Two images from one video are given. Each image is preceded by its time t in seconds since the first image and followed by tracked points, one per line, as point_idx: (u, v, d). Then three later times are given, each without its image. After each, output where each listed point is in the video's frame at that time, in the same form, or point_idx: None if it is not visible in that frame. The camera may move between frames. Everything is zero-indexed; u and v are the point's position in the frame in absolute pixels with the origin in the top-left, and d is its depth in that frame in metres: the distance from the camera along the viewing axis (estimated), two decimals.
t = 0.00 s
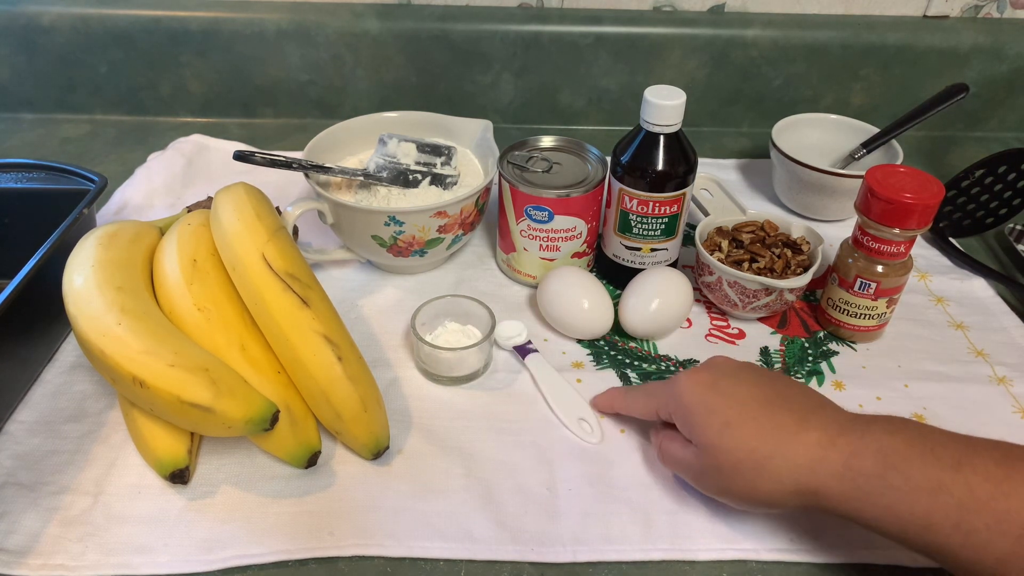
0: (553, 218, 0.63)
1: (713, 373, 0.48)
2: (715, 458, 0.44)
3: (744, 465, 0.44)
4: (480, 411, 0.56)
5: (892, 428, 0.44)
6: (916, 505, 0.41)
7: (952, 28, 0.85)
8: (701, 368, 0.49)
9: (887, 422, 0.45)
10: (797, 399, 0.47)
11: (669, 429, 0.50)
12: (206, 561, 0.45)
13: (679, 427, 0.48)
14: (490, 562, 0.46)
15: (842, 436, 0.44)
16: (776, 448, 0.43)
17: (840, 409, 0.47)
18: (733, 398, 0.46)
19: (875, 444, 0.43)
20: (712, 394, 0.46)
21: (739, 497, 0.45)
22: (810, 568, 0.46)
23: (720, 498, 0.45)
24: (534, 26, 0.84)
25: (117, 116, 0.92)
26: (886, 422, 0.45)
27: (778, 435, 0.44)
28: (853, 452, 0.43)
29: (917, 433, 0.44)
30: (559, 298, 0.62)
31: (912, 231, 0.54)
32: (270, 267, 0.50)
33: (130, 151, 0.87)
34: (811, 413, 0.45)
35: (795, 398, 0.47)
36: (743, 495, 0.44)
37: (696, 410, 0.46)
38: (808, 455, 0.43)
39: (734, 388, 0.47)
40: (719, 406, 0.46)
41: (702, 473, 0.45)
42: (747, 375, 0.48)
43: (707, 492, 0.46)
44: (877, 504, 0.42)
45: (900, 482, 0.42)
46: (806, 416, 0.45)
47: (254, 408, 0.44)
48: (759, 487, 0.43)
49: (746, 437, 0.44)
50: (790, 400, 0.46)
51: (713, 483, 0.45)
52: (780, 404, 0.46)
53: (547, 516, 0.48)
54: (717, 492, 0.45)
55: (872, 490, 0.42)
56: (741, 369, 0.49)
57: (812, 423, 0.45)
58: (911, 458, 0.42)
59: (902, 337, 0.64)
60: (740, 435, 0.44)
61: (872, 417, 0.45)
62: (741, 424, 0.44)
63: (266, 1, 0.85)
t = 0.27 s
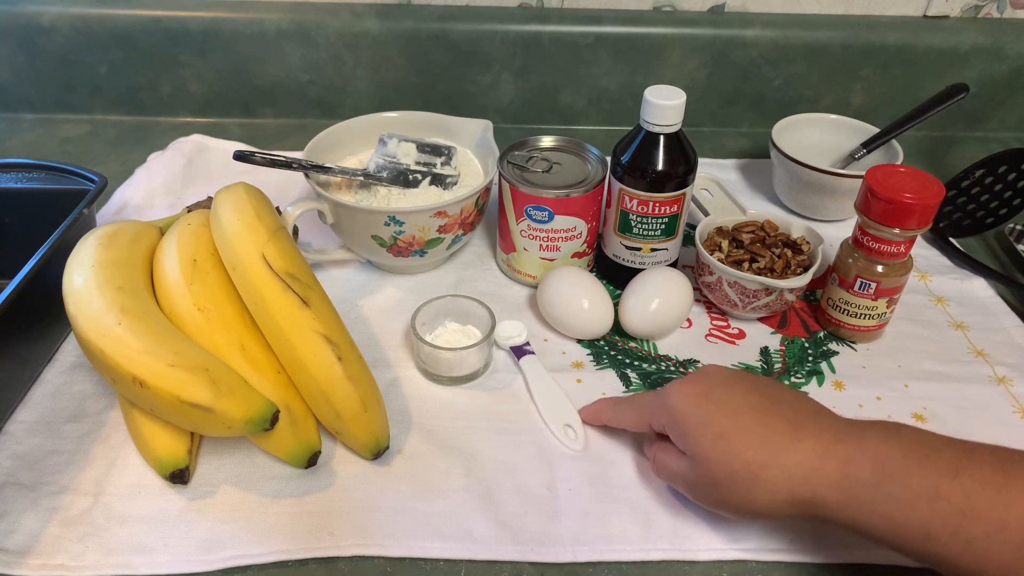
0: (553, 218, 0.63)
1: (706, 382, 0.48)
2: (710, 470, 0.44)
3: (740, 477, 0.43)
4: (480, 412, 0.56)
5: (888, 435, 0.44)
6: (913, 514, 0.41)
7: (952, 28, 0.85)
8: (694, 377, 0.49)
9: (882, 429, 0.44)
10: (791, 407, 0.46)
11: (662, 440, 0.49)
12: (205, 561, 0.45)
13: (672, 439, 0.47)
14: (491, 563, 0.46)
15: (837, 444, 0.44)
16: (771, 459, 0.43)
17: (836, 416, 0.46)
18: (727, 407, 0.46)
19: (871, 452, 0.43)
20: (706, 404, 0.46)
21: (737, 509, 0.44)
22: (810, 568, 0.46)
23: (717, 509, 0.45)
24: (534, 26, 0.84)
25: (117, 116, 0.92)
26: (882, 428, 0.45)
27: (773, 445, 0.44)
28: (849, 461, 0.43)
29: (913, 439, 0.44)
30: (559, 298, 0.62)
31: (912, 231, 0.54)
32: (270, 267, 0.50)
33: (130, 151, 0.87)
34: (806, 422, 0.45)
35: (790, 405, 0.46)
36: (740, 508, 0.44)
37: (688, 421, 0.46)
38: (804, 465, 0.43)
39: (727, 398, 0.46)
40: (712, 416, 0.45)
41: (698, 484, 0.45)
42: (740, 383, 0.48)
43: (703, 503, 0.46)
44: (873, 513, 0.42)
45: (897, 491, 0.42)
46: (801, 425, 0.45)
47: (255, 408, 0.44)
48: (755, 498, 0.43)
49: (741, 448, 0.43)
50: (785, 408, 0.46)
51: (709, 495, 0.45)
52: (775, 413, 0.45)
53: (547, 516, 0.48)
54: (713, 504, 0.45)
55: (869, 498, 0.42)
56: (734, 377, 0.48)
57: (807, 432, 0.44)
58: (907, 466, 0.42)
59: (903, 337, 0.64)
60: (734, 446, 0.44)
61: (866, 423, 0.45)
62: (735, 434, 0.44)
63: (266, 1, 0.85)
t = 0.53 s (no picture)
0: (553, 218, 0.63)
1: (692, 388, 0.48)
2: (698, 478, 0.44)
3: (728, 485, 0.43)
4: (479, 412, 0.56)
5: (875, 437, 0.44)
6: (901, 517, 0.41)
7: (952, 28, 0.85)
8: (679, 382, 0.49)
9: (869, 432, 0.44)
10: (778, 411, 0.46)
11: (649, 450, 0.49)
12: (205, 561, 0.45)
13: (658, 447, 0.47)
14: (491, 563, 0.46)
15: (824, 448, 0.44)
16: (759, 466, 0.43)
17: (823, 419, 0.46)
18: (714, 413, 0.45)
19: (857, 455, 0.43)
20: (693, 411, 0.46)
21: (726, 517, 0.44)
22: (810, 568, 0.46)
23: (707, 518, 0.45)
24: (534, 26, 0.84)
25: (117, 116, 0.92)
26: (868, 430, 0.45)
27: (760, 452, 0.43)
28: (836, 466, 0.43)
29: (899, 440, 0.43)
30: (559, 298, 0.62)
31: (912, 231, 0.54)
32: (270, 267, 0.50)
33: (130, 151, 0.87)
34: (791, 427, 0.45)
35: (778, 410, 0.46)
36: (731, 516, 0.44)
37: (674, 427, 0.45)
38: (792, 471, 0.43)
39: (713, 404, 0.46)
40: (698, 423, 0.45)
41: (685, 493, 0.45)
42: (726, 389, 0.47)
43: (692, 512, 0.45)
44: (862, 518, 0.42)
45: (884, 494, 0.41)
46: (787, 430, 0.45)
47: (254, 407, 0.44)
48: (744, 505, 0.43)
49: (727, 456, 0.43)
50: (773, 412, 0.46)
51: (698, 504, 0.44)
52: (763, 417, 0.46)
53: (547, 516, 0.48)
54: (702, 512, 0.45)
55: (856, 503, 0.42)
56: (719, 383, 0.48)
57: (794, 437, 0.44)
58: (893, 468, 0.42)
59: (903, 337, 0.64)
60: (721, 453, 0.43)
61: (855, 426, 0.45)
62: (722, 441, 0.44)
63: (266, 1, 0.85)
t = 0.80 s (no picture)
0: (553, 217, 0.63)
1: (675, 388, 0.48)
2: (680, 476, 0.44)
3: (710, 483, 0.43)
4: (478, 412, 0.56)
5: (853, 437, 0.44)
6: (878, 516, 0.41)
7: (953, 28, 0.85)
8: (664, 383, 0.49)
9: (849, 430, 0.44)
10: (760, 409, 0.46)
11: (634, 442, 0.50)
12: (205, 561, 0.45)
13: (643, 444, 0.47)
14: (490, 563, 0.46)
15: (804, 448, 0.44)
16: (739, 463, 0.43)
17: (806, 419, 0.46)
18: (697, 412, 0.46)
19: (836, 454, 0.43)
20: (677, 409, 0.46)
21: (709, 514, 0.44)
22: (810, 568, 0.46)
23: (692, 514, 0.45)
24: (534, 26, 0.84)
25: (117, 116, 0.92)
26: (847, 430, 0.45)
27: (742, 451, 0.43)
28: (814, 464, 0.43)
29: (877, 440, 0.43)
30: (558, 298, 0.62)
31: (912, 231, 0.54)
32: (270, 267, 0.50)
33: (130, 151, 0.87)
34: (771, 425, 0.45)
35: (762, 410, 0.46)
36: (714, 513, 0.44)
37: (659, 427, 0.46)
38: (771, 468, 0.43)
39: (695, 403, 0.46)
40: (680, 422, 0.45)
41: (670, 490, 0.45)
42: (708, 389, 0.48)
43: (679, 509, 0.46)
44: (841, 516, 0.42)
45: (862, 493, 0.41)
46: (767, 428, 0.45)
47: (254, 408, 0.44)
48: (726, 503, 0.43)
49: (708, 453, 0.43)
50: (756, 411, 0.46)
51: (682, 501, 0.45)
52: (746, 416, 0.45)
53: (547, 516, 0.48)
54: (688, 509, 0.45)
55: (836, 501, 0.42)
56: (702, 382, 0.49)
57: (775, 437, 0.44)
58: (870, 467, 0.42)
59: (903, 337, 0.64)
60: (703, 451, 0.44)
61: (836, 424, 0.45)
62: (703, 440, 0.44)
63: (266, 1, 0.85)
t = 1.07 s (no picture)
0: (553, 217, 0.63)
1: (670, 394, 0.48)
2: (676, 482, 0.44)
3: (705, 489, 0.43)
4: (478, 412, 0.56)
5: (848, 440, 0.44)
6: (871, 521, 0.41)
7: (953, 28, 0.85)
8: (659, 389, 0.49)
9: (844, 434, 0.44)
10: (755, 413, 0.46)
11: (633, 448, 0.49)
12: (205, 561, 0.45)
13: (640, 450, 0.47)
14: (490, 563, 0.46)
15: (798, 453, 0.43)
16: (733, 470, 0.43)
17: (800, 421, 0.46)
18: (692, 418, 0.46)
19: (829, 459, 0.43)
20: (673, 415, 0.46)
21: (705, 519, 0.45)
22: (809, 568, 0.46)
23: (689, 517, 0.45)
24: (534, 26, 0.84)
25: (117, 116, 0.92)
26: (841, 433, 0.44)
27: (738, 456, 0.43)
28: (808, 469, 0.43)
29: (870, 443, 0.43)
30: (558, 298, 0.62)
31: (912, 231, 0.54)
32: (270, 267, 0.50)
33: (130, 151, 0.87)
34: (766, 430, 0.45)
35: (757, 413, 0.46)
36: (711, 518, 0.44)
37: (655, 434, 0.46)
38: (766, 474, 0.43)
39: (690, 409, 0.46)
40: (675, 430, 0.45)
41: (667, 495, 0.45)
42: (703, 394, 0.48)
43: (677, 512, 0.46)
44: (835, 520, 0.42)
45: (855, 498, 0.41)
46: (762, 434, 0.45)
47: (254, 407, 0.44)
48: (722, 508, 0.43)
49: (704, 460, 0.44)
50: (752, 415, 0.46)
51: (679, 506, 0.45)
52: (742, 421, 0.45)
53: (547, 516, 0.48)
54: (686, 513, 0.45)
55: (830, 507, 0.42)
56: (697, 387, 0.48)
57: (771, 441, 0.44)
58: (863, 471, 0.42)
59: (903, 337, 0.64)
60: (699, 458, 0.44)
61: (832, 426, 0.45)
62: (698, 447, 0.44)
63: (266, 1, 0.85)
